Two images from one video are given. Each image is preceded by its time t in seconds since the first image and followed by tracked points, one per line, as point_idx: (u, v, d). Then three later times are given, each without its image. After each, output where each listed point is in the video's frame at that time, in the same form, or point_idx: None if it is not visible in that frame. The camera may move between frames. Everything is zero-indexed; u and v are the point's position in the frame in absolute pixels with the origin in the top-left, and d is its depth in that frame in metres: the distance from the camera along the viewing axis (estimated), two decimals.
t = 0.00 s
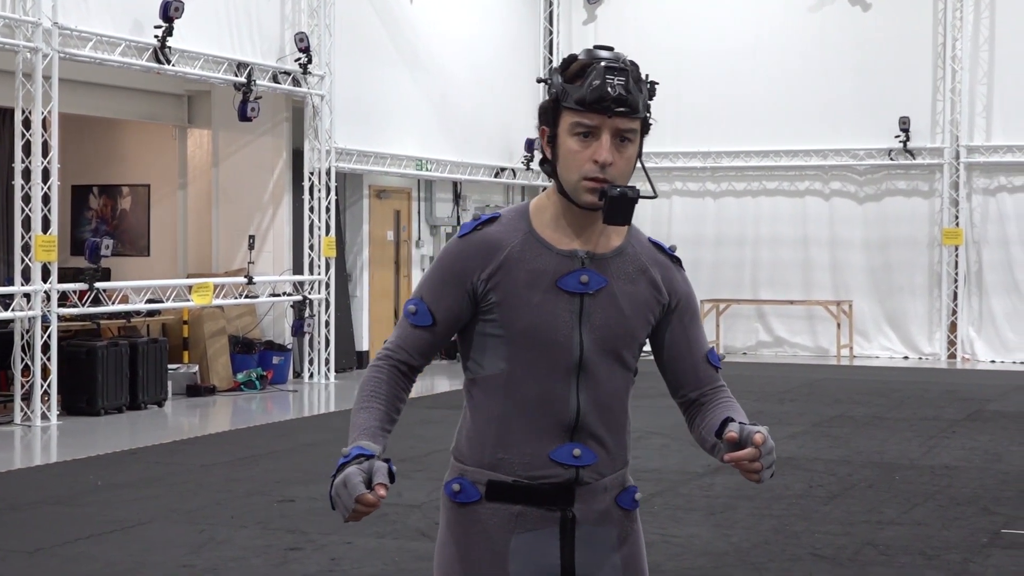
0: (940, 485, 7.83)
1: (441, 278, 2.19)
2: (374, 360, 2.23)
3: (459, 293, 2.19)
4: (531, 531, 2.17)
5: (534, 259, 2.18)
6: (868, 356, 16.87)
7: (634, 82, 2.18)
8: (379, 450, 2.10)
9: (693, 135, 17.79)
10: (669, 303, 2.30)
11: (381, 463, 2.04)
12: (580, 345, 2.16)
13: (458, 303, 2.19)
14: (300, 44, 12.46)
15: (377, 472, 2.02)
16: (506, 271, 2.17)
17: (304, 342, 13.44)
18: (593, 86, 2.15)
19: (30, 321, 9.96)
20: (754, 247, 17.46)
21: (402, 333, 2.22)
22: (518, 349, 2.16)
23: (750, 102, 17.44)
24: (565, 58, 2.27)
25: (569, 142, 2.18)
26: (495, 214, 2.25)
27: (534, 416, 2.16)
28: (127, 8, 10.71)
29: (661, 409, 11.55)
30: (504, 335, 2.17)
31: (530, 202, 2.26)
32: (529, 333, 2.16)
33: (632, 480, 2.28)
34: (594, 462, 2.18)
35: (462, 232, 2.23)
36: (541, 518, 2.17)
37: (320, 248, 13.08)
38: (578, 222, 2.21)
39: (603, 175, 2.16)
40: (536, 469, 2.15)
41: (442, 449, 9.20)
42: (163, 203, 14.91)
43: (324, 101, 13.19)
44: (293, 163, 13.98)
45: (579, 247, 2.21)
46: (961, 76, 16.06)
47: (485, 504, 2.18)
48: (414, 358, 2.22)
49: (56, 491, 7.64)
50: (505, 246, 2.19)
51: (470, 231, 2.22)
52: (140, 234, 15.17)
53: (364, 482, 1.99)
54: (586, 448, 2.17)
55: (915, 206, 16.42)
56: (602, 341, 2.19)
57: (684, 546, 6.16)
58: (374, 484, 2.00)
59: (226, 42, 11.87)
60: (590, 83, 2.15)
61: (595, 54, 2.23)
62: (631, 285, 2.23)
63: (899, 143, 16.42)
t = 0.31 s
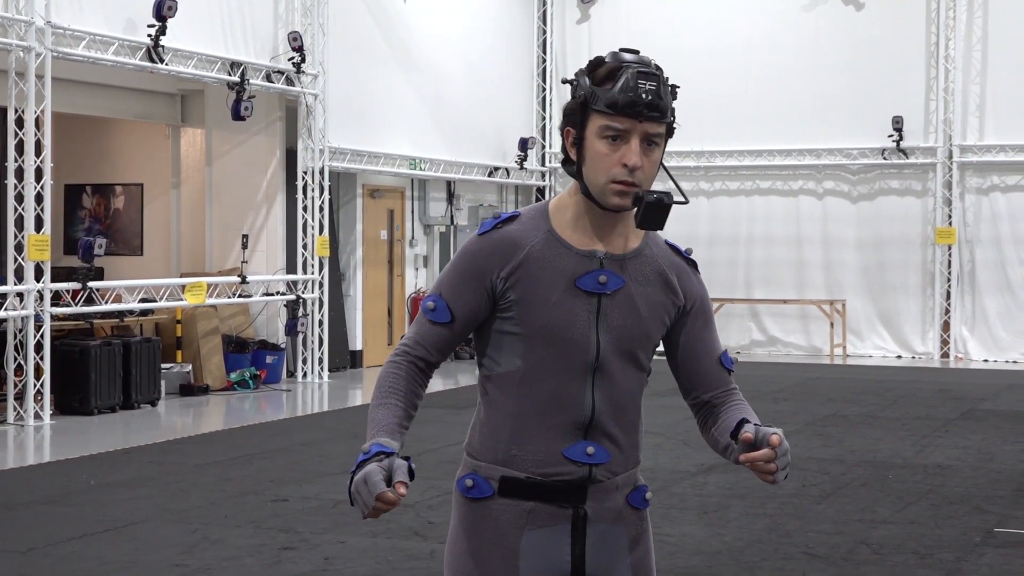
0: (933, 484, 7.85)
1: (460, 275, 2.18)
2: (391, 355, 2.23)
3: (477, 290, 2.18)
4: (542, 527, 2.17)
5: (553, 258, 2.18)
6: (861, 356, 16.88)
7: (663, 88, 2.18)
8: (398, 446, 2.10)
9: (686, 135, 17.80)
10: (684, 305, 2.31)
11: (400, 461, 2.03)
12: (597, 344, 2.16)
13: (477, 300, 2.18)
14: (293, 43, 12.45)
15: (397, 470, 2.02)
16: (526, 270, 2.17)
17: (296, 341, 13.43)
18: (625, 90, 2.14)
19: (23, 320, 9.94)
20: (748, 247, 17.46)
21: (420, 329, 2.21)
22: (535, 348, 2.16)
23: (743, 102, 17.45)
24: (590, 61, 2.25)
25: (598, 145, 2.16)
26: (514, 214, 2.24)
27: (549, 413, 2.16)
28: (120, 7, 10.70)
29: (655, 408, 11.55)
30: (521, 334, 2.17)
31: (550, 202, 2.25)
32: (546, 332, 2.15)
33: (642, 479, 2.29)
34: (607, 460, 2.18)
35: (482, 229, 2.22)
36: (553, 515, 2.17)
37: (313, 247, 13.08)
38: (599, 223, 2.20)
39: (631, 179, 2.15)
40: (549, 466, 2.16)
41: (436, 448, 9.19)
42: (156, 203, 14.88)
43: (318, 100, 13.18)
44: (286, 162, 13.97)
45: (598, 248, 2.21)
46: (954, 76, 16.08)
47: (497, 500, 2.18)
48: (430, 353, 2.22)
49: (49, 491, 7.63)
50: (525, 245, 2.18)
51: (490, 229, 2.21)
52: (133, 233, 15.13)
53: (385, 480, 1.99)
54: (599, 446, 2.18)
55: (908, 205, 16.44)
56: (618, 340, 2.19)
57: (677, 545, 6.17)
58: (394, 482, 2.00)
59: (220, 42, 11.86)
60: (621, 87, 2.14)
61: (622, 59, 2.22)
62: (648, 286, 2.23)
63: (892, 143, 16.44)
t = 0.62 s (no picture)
0: (926, 482, 7.86)
1: (457, 275, 2.18)
2: (386, 353, 2.22)
3: (476, 290, 2.17)
4: (536, 526, 2.16)
5: (551, 258, 2.17)
6: (854, 354, 16.90)
7: (671, 95, 2.17)
8: (400, 448, 2.09)
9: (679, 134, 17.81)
10: (678, 307, 2.32)
11: (409, 467, 2.04)
12: (593, 345, 2.16)
13: (474, 300, 2.18)
14: (286, 41, 12.43)
15: (406, 476, 2.02)
16: (523, 270, 2.17)
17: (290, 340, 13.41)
18: (634, 96, 2.13)
19: (16, 319, 9.90)
20: (741, 245, 17.48)
21: (416, 329, 2.21)
22: (531, 348, 2.16)
23: (737, 101, 17.46)
24: (597, 63, 2.25)
25: (603, 148, 2.15)
26: (511, 212, 2.23)
27: (545, 412, 2.16)
28: (113, 5, 10.67)
29: (648, 406, 11.56)
30: (517, 333, 2.16)
31: (547, 202, 2.25)
32: (543, 333, 2.15)
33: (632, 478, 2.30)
34: (600, 460, 2.19)
35: (479, 229, 2.22)
36: (547, 513, 2.17)
37: (306, 246, 13.06)
38: (597, 224, 2.21)
39: (635, 184, 2.14)
40: (543, 465, 2.15)
41: (429, 447, 9.18)
42: (148, 201, 14.84)
43: (312, 99, 13.16)
44: (279, 162, 13.98)
45: (595, 249, 2.21)
46: (947, 75, 16.10)
47: (490, 498, 2.18)
48: (425, 352, 2.22)
49: (41, 490, 7.60)
50: (523, 244, 2.18)
51: (487, 228, 2.21)
52: (126, 231, 15.10)
53: (396, 487, 1.99)
54: (592, 445, 2.18)
55: (901, 204, 16.46)
56: (613, 341, 2.19)
57: (672, 543, 6.17)
58: (404, 488, 2.01)
59: (213, 40, 11.84)
60: (631, 92, 2.14)
61: (630, 64, 2.21)
62: (644, 287, 2.24)
63: (885, 142, 16.46)
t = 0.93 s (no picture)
0: (918, 478, 7.88)
1: (422, 278, 2.15)
2: (349, 356, 2.19)
3: (441, 292, 2.15)
4: (505, 529, 2.16)
5: (517, 259, 2.16)
6: (847, 350, 16.94)
7: (638, 92, 2.16)
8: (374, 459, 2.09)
9: (672, 130, 17.82)
10: (644, 304, 2.31)
11: (385, 477, 2.03)
12: (559, 346, 2.16)
13: (439, 302, 2.15)
14: (279, 37, 12.41)
15: (384, 486, 2.02)
16: (488, 271, 2.15)
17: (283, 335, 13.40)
18: (600, 93, 2.11)
19: (8, 315, 9.87)
20: (734, 242, 17.50)
21: (380, 331, 2.18)
22: (497, 350, 2.15)
23: (730, 96, 17.48)
24: (562, 58, 2.22)
25: (568, 145, 2.13)
26: (474, 210, 2.20)
27: (512, 415, 2.15)
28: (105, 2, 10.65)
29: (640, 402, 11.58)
30: (483, 335, 2.15)
31: (511, 199, 2.22)
32: (509, 336, 2.14)
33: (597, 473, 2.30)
34: (568, 459, 2.19)
35: (443, 228, 2.19)
36: (516, 516, 2.17)
37: (299, 242, 13.06)
38: (562, 222, 2.19)
39: (601, 182, 2.12)
40: (510, 467, 2.15)
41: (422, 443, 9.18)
42: (141, 197, 14.80)
43: (304, 94, 13.15)
44: (272, 157, 13.96)
45: (559, 248, 2.19)
46: (940, 71, 16.12)
47: (457, 503, 2.17)
48: (389, 355, 2.19)
49: (33, 486, 7.59)
50: (489, 245, 2.15)
51: (452, 228, 2.18)
52: (118, 227, 15.06)
53: (375, 499, 1.99)
54: (559, 445, 2.18)
55: (893, 199, 16.49)
56: (578, 342, 2.19)
57: (665, 539, 6.18)
58: (382, 499, 2.00)
59: (206, 36, 11.81)
60: (598, 89, 2.12)
61: (596, 59, 2.19)
62: (609, 285, 2.23)
63: (877, 137, 16.48)
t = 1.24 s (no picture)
0: (910, 473, 7.89)
1: (386, 284, 2.08)
2: (311, 366, 2.11)
3: (406, 299, 2.09)
4: (473, 532, 2.11)
5: (483, 263, 2.10)
6: (839, 345, 16.96)
7: (602, 89, 2.11)
8: (345, 469, 2.02)
9: (666, 126, 17.82)
10: (610, 305, 2.28)
11: (359, 488, 1.98)
12: (528, 350, 2.12)
13: (404, 309, 2.09)
14: (272, 32, 12.38)
15: (357, 498, 1.96)
16: (455, 276, 2.09)
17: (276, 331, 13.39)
18: (562, 91, 2.06)
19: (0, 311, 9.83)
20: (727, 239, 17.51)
21: (344, 340, 2.11)
22: (464, 356, 2.10)
23: (724, 92, 17.48)
24: (523, 56, 2.17)
25: (530, 145, 2.08)
26: (437, 214, 2.15)
27: (480, 421, 2.11)
28: None
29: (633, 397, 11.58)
30: (450, 342, 2.10)
31: (474, 201, 2.17)
32: (477, 342, 2.09)
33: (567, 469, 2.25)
34: (536, 461, 2.14)
35: (405, 234, 2.12)
36: (484, 519, 2.11)
37: (292, 237, 13.04)
38: (527, 224, 2.14)
39: (565, 183, 2.07)
40: (478, 471, 2.10)
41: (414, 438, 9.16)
42: (134, 192, 14.77)
43: (297, 90, 13.13)
44: (265, 153, 13.94)
45: (525, 250, 2.14)
46: (932, 66, 16.14)
47: (425, 508, 2.11)
48: (355, 363, 2.12)
49: (26, 482, 7.57)
50: (455, 250, 2.10)
51: (416, 233, 2.11)
52: (111, 223, 15.03)
53: (349, 510, 1.93)
54: (527, 447, 2.13)
55: (886, 195, 16.51)
56: (546, 345, 2.15)
57: (657, 535, 6.18)
58: (356, 510, 1.95)
59: (199, 31, 11.79)
60: (558, 87, 2.07)
61: (559, 56, 2.14)
62: (575, 287, 2.19)
63: (870, 133, 16.48)
